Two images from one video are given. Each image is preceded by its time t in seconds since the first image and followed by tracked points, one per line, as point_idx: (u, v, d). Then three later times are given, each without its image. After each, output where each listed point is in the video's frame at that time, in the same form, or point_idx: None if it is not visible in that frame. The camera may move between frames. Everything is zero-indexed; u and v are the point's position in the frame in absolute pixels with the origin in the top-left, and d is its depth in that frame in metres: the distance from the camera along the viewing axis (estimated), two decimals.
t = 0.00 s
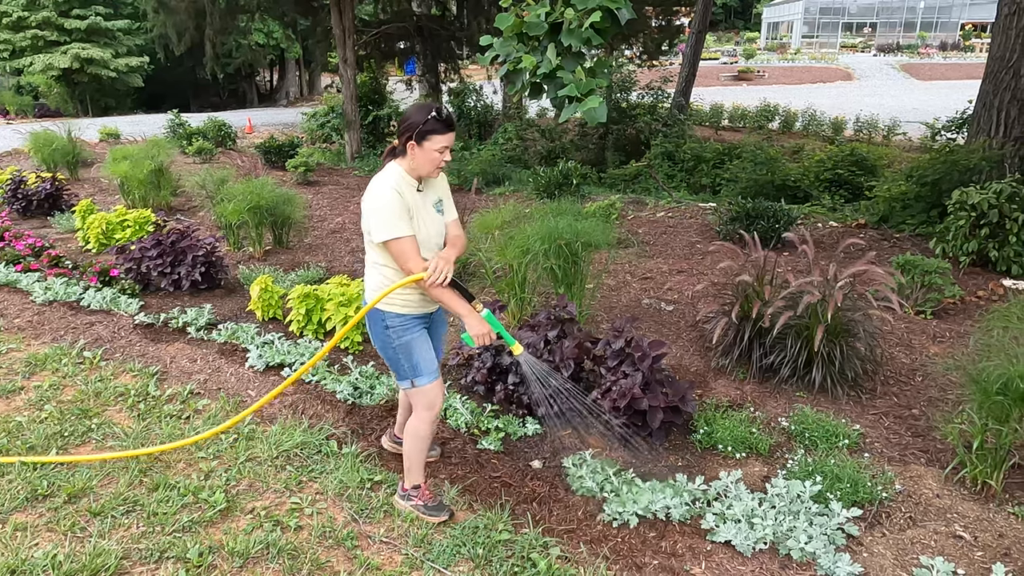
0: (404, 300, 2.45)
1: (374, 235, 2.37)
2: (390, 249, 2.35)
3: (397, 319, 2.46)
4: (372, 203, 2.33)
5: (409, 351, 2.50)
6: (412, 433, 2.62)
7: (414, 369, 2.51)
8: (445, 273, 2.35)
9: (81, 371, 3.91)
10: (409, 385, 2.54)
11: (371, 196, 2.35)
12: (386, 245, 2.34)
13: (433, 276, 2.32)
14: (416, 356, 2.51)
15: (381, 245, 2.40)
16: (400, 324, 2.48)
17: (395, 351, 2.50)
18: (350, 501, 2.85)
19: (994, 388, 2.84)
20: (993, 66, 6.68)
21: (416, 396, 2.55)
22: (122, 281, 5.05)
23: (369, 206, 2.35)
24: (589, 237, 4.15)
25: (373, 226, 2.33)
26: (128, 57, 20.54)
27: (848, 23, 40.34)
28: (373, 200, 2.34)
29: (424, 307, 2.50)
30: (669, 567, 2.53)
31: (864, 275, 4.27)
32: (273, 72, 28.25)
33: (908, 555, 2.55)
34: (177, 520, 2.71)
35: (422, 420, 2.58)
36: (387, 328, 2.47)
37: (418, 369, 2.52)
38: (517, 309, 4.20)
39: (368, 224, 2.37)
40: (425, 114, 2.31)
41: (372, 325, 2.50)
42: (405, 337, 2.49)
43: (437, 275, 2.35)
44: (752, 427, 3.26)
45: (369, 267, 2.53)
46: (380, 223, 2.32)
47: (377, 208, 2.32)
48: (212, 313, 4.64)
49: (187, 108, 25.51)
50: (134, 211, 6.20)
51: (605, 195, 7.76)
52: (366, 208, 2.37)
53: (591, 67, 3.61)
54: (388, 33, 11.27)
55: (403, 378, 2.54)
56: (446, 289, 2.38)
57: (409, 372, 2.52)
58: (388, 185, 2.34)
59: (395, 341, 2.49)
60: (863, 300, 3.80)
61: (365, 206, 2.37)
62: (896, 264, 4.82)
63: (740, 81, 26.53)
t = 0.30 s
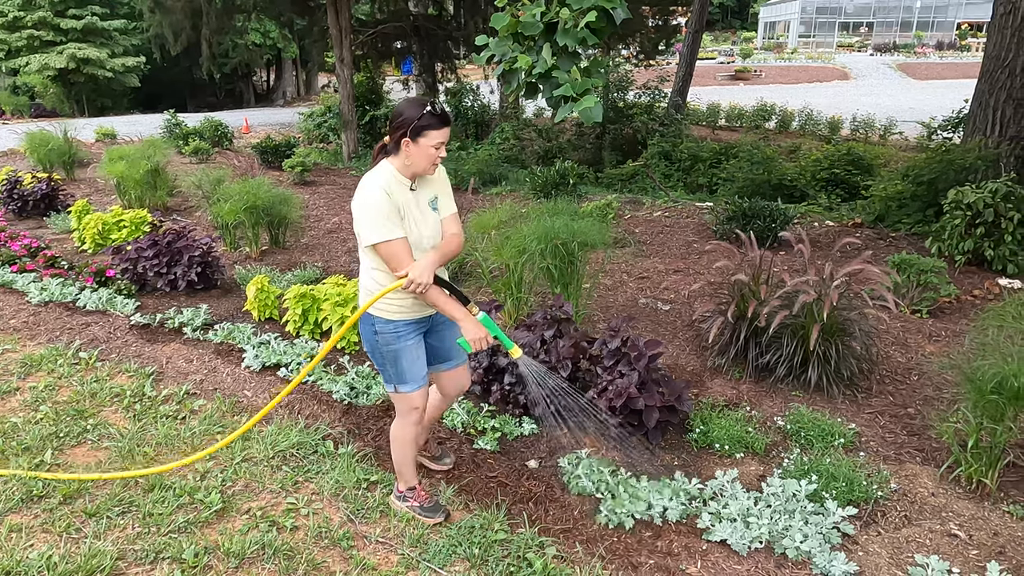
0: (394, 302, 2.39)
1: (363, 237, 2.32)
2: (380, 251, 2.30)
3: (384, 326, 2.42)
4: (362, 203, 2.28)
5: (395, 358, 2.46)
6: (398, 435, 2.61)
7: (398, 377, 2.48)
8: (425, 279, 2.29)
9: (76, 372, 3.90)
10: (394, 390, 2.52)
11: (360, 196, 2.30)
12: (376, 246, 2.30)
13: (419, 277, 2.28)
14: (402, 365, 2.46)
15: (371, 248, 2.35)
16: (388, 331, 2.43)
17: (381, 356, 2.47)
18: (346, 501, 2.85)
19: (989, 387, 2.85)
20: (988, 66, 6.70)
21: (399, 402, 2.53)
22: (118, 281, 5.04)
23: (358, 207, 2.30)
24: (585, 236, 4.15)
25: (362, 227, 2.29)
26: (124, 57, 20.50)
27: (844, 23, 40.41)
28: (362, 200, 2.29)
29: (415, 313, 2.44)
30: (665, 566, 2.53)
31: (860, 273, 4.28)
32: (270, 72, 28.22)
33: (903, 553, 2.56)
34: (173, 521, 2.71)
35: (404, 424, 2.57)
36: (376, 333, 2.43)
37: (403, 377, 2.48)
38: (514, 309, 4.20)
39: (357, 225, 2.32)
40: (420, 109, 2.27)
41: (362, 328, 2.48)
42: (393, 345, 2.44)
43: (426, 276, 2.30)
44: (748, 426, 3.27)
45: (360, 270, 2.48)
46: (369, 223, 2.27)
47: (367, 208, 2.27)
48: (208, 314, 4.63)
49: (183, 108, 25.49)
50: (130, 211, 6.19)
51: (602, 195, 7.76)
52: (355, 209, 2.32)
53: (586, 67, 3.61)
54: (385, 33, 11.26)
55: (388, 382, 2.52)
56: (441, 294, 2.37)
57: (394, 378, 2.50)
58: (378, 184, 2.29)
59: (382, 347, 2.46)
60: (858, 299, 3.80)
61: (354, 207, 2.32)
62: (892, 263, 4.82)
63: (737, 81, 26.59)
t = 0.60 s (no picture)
0: (395, 305, 2.36)
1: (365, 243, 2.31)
2: (381, 257, 2.30)
3: (383, 329, 2.40)
4: (362, 209, 2.27)
5: (395, 363, 2.43)
6: (396, 436, 2.59)
7: (397, 380, 2.46)
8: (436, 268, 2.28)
9: (71, 373, 3.89)
10: (393, 393, 2.50)
11: (361, 202, 2.28)
12: (378, 253, 2.29)
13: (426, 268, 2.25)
14: (402, 369, 2.44)
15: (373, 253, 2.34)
16: (388, 335, 2.41)
17: (381, 359, 2.46)
18: (342, 501, 2.84)
19: (984, 385, 2.86)
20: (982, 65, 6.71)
21: (397, 403, 2.51)
22: (114, 281, 5.03)
23: (358, 213, 2.29)
24: (581, 236, 4.15)
25: (364, 233, 2.28)
26: (119, 57, 20.44)
27: (840, 22, 40.47)
28: (363, 206, 2.28)
29: (416, 318, 2.40)
30: (662, 565, 2.53)
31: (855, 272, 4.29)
32: (265, 72, 28.19)
33: (899, 552, 2.57)
34: (168, 522, 2.70)
35: (401, 427, 2.56)
36: (376, 337, 2.42)
37: (401, 381, 2.45)
38: (510, 309, 4.20)
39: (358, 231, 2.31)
40: (422, 111, 2.24)
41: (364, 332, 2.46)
42: (392, 349, 2.42)
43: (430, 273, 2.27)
44: (744, 425, 3.27)
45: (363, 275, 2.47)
46: (370, 230, 2.27)
47: (367, 215, 2.26)
48: (204, 314, 4.61)
49: (179, 108, 25.43)
50: (125, 211, 6.17)
51: (598, 195, 7.76)
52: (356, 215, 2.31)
53: (582, 67, 3.61)
54: (381, 32, 11.25)
55: (388, 385, 2.50)
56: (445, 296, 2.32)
57: (393, 381, 2.47)
58: (378, 189, 2.27)
59: (383, 350, 2.43)
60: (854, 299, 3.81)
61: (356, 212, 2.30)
62: (888, 262, 4.84)
63: (733, 80, 26.63)
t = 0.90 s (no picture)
0: (417, 309, 2.35)
1: (389, 247, 2.29)
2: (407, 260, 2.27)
3: (401, 336, 2.38)
4: (387, 212, 2.25)
5: (410, 369, 2.41)
6: (397, 436, 2.60)
7: (410, 386, 2.44)
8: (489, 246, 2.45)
9: (65, 373, 3.88)
10: (404, 399, 2.48)
11: (385, 206, 2.26)
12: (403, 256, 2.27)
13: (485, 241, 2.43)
14: (416, 376, 2.42)
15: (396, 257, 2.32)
16: (406, 342, 2.38)
17: (396, 365, 2.43)
18: (337, 502, 2.83)
19: (978, 383, 2.87)
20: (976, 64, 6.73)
21: (407, 409, 2.50)
22: (107, 282, 5.00)
23: (383, 217, 2.27)
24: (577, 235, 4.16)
25: (389, 237, 2.26)
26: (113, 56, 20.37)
27: (834, 21, 40.56)
28: (387, 209, 2.26)
29: (435, 325, 2.39)
30: (658, 564, 2.54)
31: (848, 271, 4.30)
32: (260, 72, 28.13)
33: (893, 550, 2.58)
34: (162, 523, 2.69)
35: (406, 429, 2.56)
36: (393, 343, 2.39)
37: (414, 387, 2.44)
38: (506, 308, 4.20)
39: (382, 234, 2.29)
40: (445, 115, 2.24)
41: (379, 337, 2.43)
42: (409, 356, 2.39)
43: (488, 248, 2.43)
44: (739, 424, 3.28)
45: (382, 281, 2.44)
46: (396, 233, 2.25)
47: (393, 217, 2.24)
48: (198, 314, 4.60)
49: (173, 108, 25.36)
50: (119, 211, 6.15)
51: (593, 194, 7.77)
52: (379, 220, 2.29)
53: (576, 66, 3.61)
54: (375, 32, 11.23)
55: (399, 390, 2.49)
56: (468, 285, 2.30)
57: (405, 387, 2.46)
58: (402, 192, 2.26)
59: (398, 357, 2.41)
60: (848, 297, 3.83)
61: (379, 214, 2.28)
62: (882, 261, 4.85)
63: (728, 79, 26.67)
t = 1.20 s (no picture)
0: (459, 310, 2.32)
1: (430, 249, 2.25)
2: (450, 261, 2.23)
3: (438, 338, 2.34)
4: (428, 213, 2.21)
5: (446, 375, 2.39)
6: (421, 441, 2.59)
7: (447, 394, 2.42)
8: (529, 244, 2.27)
9: (59, 374, 3.86)
10: (439, 408, 2.46)
11: (425, 207, 2.22)
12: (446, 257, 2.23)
13: (526, 239, 2.26)
14: (453, 382, 2.40)
15: (437, 259, 2.28)
16: (442, 345, 2.35)
17: (432, 372, 2.39)
18: (331, 502, 2.83)
19: (971, 381, 2.87)
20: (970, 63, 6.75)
21: (442, 418, 2.48)
22: (101, 282, 4.98)
23: (424, 218, 2.22)
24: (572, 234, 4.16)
25: (431, 238, 2.22)
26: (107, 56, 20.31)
27: (829, 21, 40.65)
28: (428, 210, 2.22)
29: (470, 327, 2.37)
30: (653, 564, 2.54)
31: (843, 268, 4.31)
32: (254, 71, 28.08)
33: (888, 548, 2.59)
34: (156, 523, 2.68)
35: (439, 439, 2.53)
36: (430, 347, 2.35)
37: (451, 396, 2.42)
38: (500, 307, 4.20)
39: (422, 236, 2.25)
40: (482, 114, 2.21)
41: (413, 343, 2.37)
42: (446, 361, 2.37)
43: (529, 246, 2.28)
44: (734, 423, 3.28)
45: (418, 284, 2.39)
46: (439, 234, 2.21)
47: (435, 218, 2.21)
48: (193, 315, 4.58)
49: (168, 108, 25.29)
50: (114, 211, 6.13)
51: (588, 194, 7.76)
52: (419, 221, 2.25)
53: (570, 65, 3.61)
54: (371, 31, 11.20)
55: (433, 399, 2.46)
56: (513, 283, 2.25)
57: (441, 396, 2.43)
58: (441, 193, 2.22)
59: (435, 362, 2.37)
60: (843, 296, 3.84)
61: (419, 216, 2.23)
62: (876, 259, 4.86)
63: (723, 78, 26.74)
